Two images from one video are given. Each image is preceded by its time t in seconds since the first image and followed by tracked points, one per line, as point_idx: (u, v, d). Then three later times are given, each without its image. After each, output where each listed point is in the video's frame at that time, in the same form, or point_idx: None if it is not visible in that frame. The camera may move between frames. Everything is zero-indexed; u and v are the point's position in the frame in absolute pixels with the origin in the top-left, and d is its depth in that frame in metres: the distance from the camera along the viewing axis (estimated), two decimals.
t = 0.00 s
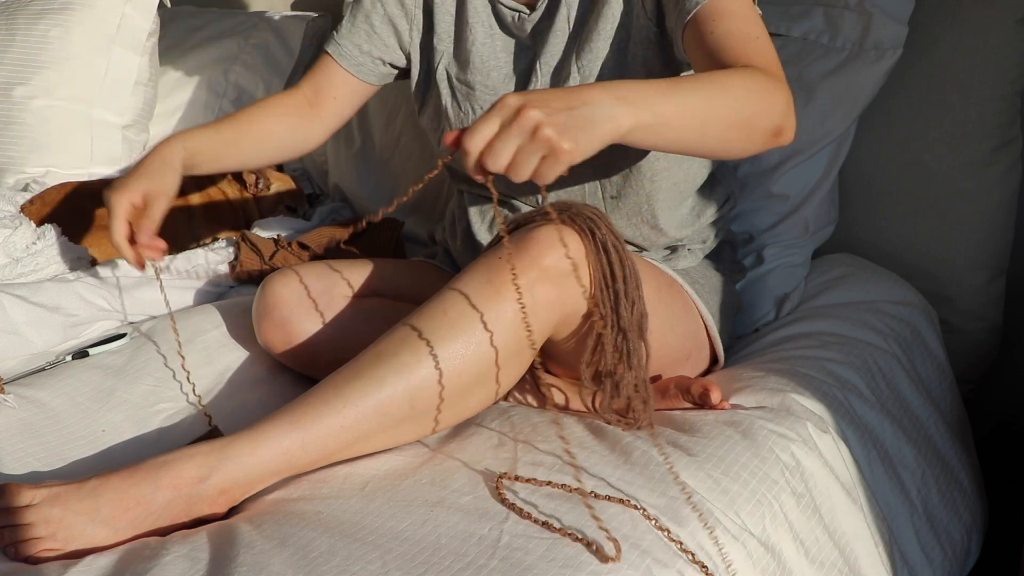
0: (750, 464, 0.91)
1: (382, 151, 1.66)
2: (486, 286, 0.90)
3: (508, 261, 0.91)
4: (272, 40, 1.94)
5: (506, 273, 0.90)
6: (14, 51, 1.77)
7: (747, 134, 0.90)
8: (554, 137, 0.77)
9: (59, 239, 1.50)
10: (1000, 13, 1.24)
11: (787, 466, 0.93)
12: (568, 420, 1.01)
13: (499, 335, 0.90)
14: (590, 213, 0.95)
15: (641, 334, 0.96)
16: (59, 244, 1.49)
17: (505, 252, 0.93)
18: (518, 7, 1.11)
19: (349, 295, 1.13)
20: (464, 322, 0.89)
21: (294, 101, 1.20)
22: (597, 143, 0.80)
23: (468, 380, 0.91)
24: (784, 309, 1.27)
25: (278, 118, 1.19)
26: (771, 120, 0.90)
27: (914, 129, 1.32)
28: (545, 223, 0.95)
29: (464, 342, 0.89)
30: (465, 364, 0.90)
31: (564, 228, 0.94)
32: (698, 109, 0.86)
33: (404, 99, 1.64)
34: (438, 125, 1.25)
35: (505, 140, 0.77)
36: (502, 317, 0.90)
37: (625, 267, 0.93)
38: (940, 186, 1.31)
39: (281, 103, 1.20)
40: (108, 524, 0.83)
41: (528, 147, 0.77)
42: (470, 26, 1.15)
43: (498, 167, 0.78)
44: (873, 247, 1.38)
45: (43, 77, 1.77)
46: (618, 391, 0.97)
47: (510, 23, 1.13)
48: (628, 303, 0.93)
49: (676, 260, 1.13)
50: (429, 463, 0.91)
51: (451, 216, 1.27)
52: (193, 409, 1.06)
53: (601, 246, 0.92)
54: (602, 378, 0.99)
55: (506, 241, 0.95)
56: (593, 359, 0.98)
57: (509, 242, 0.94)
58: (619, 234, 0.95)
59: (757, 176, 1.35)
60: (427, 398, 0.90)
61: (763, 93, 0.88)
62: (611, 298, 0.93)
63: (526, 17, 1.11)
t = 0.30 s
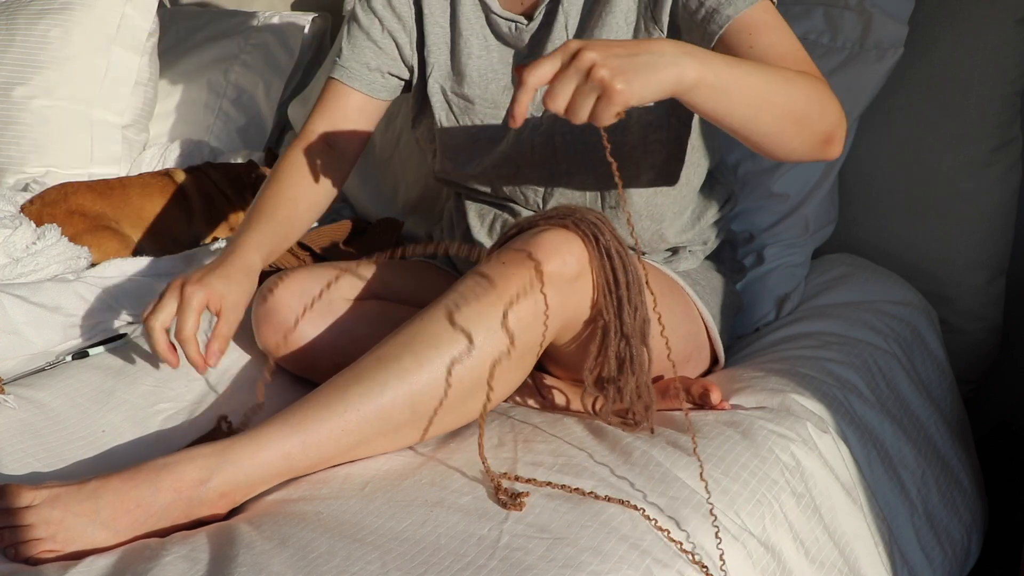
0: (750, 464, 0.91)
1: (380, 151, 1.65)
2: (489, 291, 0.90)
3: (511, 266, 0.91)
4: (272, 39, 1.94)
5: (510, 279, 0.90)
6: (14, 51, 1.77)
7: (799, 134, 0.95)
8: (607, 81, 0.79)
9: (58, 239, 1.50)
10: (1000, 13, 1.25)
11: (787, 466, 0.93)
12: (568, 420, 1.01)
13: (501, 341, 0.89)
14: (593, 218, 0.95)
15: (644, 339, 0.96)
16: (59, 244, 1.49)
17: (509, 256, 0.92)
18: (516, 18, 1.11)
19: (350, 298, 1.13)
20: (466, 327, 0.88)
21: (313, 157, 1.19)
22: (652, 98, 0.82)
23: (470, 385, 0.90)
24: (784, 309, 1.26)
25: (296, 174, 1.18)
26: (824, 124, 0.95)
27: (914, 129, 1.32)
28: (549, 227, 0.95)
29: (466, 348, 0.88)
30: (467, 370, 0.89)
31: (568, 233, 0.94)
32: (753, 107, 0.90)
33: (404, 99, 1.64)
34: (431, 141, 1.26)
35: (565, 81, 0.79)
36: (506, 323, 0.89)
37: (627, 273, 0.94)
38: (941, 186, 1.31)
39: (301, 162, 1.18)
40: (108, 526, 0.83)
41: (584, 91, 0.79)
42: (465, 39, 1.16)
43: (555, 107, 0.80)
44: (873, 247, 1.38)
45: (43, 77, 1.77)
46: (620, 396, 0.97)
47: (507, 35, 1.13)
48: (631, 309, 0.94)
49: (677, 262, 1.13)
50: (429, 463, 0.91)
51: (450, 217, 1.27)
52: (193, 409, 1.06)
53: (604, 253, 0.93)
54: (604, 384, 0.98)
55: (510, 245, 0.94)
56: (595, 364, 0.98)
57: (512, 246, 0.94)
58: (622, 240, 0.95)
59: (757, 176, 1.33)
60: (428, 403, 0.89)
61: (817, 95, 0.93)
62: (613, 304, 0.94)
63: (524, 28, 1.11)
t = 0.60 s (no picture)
0: (750, 464, 0.91)
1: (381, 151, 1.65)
2: (491, 295, 0.90)
3: (513, 270, 0.90)
4: (272, 40, 1.94)
5: (512, 283, 0.90)
6: (13, 50, 1.77)
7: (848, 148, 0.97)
8: (699, 108, 0.83)
9: (59, 239, 1.50)
10: (1000, 13, 1.25)
11: (787, 466, 0.93)
12: (568, 421, 1.01)
13: (502, 345, 0.89)
14: (596, 222, 0.95)
15: (646, 343, 0.95)
16: (59, 244, 1.49)
17: (511, 260, 0.92)
18: (523, 23, 1.10)
19: (350, 299, 1.13)
20: (468, 331, 0.88)
21: (325, 173, 1.10)
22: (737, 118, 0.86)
23: (471, 389, 0.90)
24: (784, 309, 1.27)
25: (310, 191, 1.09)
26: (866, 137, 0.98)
27: (914, 129, 1.32)
28: (551, 231, 0.95)
29: (467, 351, 0.89)
30: (468, 373, 0.89)
31: (571, 236, 0.93)
32: (812, 125, 0.92)
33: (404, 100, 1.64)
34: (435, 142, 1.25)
35: (657, 107, 0.82)
36: (506, 327, 0.89)
37: (630, 276, 0.93)
38: (942, 186, 1.32)
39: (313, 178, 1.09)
40: (108, 527, 0.83)
41: (675, 116, 0.83)
42: (471, 44, 1.13)
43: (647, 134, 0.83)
44: (873, 247, 1.38)
45: (43, 77, 1.77)
46: (623, 400, 0.96)
47: (512, 41, 1.12)
48: (634, 313, 0.94)
49: (679, 264, 1.12)
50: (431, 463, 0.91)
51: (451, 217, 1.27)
52: (193, 409, 1.06)
53: (607, 256, 0.93)
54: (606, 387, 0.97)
55: (512, 248, 0.94)
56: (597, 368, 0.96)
57: (514, 249, 0.93)
58: (625, 244, 0.95)
59: (756, 176, 1.33)
60: (428, 406, 0.90)
61: (860, 111, 0.96)
62: (616, 307, 0.94)
63: (533, 34, 1.10)
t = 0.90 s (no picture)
0: (750, 464, 0.91)
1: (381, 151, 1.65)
2: (492, 296, 0.89)
3: (514, 271, 0.90)
4: (272, 40, 1.94)
5: (512, 284, 0.90)
6: (13, 50, 1.77)
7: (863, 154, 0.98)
8: (731, 119, 0.84)
9: (58, 239, 1.50)
10: (1000, 13, 1.25)
11: (787, 466, 0.93)
12: (568, 421, 1.02)
13: (503, 347, 0.89)
14: (597, 223, 0.95)
15: (647, 345, 0.96)
16: (59, 244, 1.49)
17: (513, 260, 0.92)
18: (538, 26, 1.10)
19: (350, 300, 1.14)
20: (469, 331, 0.88)
21: (322, 177, 1.06)
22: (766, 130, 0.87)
23: (471, 390, 0.90)
24: (784, 309, 1.27)
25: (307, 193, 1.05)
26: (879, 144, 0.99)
27: (915, 129, 1.32)
28: (553, 232, 0.95)
29: (467, 351, 0.89)
30: (468, 375, 0.89)
31: (572, 238, 0.93)
32: (829, 134, 0.93)
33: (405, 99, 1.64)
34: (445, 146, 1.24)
35: (690, 118, 0.84)
36: (507, 328, 0.89)
37: (631, 277, 0.93)
38: (941, 187, 1.32)
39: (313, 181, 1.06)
40: (108, 527, 0.83)
41: (709, 127, 0.84)
42: (486, 49, 1.14)
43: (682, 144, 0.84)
44: (873, 247, 1.38)
45: (43, 77, 1.77)
46: (624, 402, 0.96)
47: (528, 43, 1.12)
48: (635, 314, 0.94)
49: (681, 265, 1.11)
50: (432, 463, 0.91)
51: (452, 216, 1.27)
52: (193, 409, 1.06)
53: (608, 258, 0.93)
54: (606, 389, 0.97)
55: (514, 249, 0.94)
56: (597, 370, 0.96)
57: (516, 250, 0.93)
58: (626, 245, 0.95)
59: (757, 177, 1.34)
60: (429, 407, 0.90)
61: (876, 120, 0.97)
62: (617, 309, 0.94)
63: (548, 36, 1.11)
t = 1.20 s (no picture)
0: (750, 464, 0.91)
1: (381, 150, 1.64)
2: (493, 297, 0.90)
3: (515, 272, 0.90)
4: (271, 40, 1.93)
5: (513, 285, 0.90)
6: (14, 51, 1.77)
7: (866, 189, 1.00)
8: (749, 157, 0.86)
9: (59, 239, 1.48)
10: (1001, 13, 1.25)
11: (787, 466, 0.93)
12: (568, 421, 1.02)
13: (504, 348, 0.89)
14: (598, 225, 0.95)
15: (648, 347, 0.96)
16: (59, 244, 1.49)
17: (514, 261, 0.92)
18: (551, 20, 1.11)
19: (351, 300, 1.13)
20: (470, 332, 0.88)
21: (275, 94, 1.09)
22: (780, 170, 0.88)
23: (472, 391, 0.90)
24: (784, 309, 1.27)
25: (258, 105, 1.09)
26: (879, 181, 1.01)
27: (915, 129, 1.32)
28: (554, 233, 0.95)
29: (468, 352, 0.88)
30: (469, 376, 0.89)
31: (574, 239, 0.93)
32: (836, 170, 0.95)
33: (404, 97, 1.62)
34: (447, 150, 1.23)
35: (708, 154, 0.85)
36: (508, 330, 0.89)
37: (632, 279, 0.93)
38: (941, 187, 1.32)
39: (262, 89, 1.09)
40: (108, 527, 0.83)
41: (724, 166, 0.85)
42: (497, 36, 1.15)
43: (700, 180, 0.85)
44: (873, 247, 1.38)
45: (43, 77, 1.77)
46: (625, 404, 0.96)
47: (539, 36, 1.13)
48: (636, 316, 0.94)
49: (682, 266, 1.12)
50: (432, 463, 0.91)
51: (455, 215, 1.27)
52: (193, 409, 1.06)
53: (609, 259, 0.93)
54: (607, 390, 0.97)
55: (515, 250, 0.94)
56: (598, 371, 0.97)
57: (517, 251, 0.93)
58: (627, 247, 0.95)
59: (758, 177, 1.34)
60: (429, 408, 0.90)
61: (880, 157, 0.99)
62: (618, 311, 0.94)
63: (559, 32, 1.11)
